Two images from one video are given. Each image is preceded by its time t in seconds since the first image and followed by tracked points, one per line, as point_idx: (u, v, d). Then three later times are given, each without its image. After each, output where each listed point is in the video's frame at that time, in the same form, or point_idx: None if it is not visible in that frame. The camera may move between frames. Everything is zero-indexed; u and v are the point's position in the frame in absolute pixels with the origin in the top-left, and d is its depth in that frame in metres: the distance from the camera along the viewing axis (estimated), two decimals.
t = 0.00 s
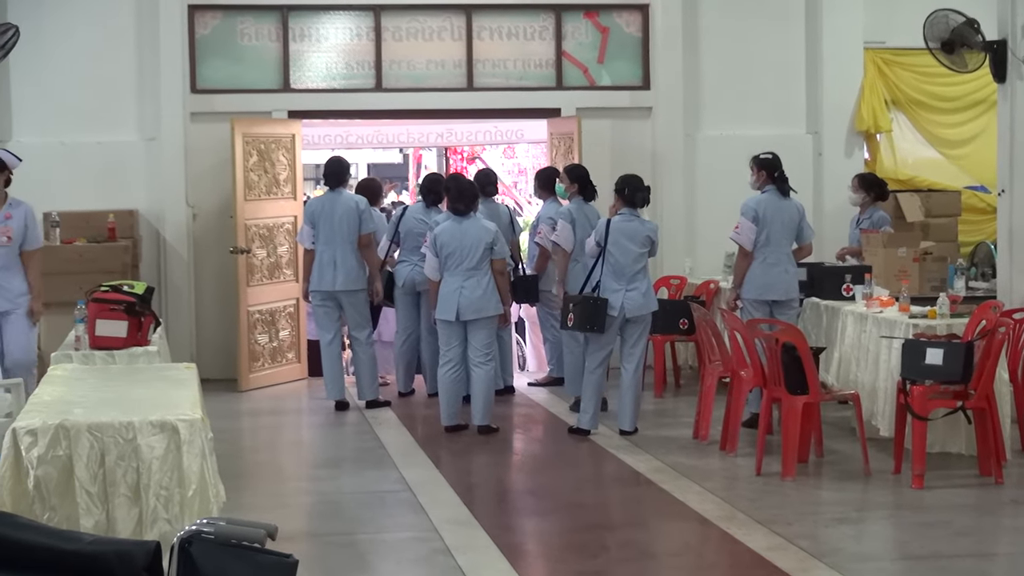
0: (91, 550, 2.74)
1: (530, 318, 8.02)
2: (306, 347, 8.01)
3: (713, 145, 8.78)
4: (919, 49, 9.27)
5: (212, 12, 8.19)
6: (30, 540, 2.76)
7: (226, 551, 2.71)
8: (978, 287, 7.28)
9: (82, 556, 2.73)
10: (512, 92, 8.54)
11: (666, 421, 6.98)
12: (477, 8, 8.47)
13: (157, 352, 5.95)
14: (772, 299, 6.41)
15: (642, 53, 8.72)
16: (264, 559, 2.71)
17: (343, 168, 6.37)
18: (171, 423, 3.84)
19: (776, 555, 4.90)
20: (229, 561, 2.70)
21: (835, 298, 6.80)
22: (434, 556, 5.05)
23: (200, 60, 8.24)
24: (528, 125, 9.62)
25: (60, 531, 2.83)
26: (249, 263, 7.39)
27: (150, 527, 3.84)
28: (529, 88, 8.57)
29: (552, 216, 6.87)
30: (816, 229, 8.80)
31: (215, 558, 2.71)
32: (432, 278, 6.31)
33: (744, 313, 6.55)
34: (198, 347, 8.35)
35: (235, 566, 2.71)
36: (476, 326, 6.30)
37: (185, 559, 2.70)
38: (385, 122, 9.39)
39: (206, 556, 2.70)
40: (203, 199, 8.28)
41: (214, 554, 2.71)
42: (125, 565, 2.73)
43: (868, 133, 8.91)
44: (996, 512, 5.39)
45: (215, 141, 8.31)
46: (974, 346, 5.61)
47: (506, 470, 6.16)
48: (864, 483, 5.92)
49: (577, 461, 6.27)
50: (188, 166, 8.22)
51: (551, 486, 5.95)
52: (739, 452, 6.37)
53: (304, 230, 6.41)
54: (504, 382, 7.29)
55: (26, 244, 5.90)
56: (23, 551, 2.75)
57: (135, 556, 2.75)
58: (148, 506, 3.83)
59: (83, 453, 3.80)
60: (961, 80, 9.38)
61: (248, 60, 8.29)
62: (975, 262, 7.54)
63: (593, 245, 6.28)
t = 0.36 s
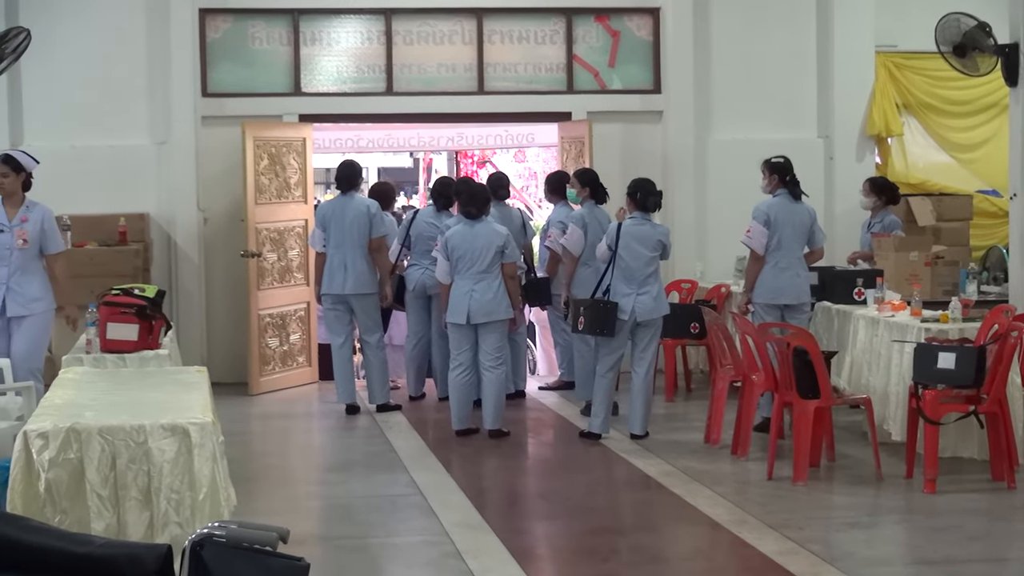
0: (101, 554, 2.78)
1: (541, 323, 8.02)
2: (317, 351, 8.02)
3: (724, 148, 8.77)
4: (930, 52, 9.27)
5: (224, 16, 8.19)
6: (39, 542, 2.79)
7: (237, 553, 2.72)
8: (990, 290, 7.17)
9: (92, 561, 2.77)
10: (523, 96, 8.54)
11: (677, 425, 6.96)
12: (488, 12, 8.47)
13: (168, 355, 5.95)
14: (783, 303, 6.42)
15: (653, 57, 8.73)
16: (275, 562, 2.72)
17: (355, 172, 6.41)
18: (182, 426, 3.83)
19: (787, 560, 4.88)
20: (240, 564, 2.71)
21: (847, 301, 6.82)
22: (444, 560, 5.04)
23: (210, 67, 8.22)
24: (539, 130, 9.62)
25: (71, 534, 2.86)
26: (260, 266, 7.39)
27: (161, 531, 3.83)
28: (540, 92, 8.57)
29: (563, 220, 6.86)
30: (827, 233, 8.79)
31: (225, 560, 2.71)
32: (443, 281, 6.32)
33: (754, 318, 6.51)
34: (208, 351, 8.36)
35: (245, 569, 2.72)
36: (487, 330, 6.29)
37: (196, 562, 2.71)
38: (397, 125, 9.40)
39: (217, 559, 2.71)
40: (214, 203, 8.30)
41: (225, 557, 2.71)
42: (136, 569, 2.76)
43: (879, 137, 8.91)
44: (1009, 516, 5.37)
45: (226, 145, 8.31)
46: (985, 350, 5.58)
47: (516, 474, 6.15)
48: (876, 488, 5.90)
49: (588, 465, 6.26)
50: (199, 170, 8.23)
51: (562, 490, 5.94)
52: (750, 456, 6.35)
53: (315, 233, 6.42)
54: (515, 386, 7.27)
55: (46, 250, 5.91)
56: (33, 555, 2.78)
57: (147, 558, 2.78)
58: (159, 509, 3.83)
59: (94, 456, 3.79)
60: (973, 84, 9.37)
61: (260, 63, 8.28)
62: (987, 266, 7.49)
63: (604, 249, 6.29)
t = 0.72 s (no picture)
0: (126, 553, 2.81)
1: (569, 325, 8.05)
2: (346, 353, 8.03)
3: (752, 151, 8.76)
4: (960, 55, 9.19)
5: (252, 19, 8.24)
6: (65, 542, 2.83)
7: (264, 556, 2.77)
8: None
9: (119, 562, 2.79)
10: (551, 98, 8.54)
11: (706, 428, 6.95)
12: (517, 14, 8.48)
13: (196, 357, 5.98)
14: (813, 306, 6.41)
15: (682, 60, 8.74)
16: (300, 565, 2.75)
17: (383, 174, 6.38)
18: (209, 427, 3.85)
19: (816, 563, 4.87)
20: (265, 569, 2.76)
21: (876, 304, 6.80)
22: (472, 562, 5.04)
23: (239, 66, 8.28)
24: (568, 132, 9.58)
25: (94, 532, 2.88)
26: (289, 269, 7.39)
27: (188, 532, 3.85)
28: (569, 94, 8.57)
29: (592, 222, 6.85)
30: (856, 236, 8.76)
31: (252, 564, 2.77)
32: (471, 283, 6.31)
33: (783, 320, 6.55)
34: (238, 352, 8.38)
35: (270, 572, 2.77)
36: (515, 332, 6.28)
37: (223, 563, 2.78)
38: (426, 128, 9.40)
39: (244, 562, 2.77)
40: (242, 205, 8.32)
41: (252, 559, 2.77)
42: (162, 569, 2.79)
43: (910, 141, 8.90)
44: None
45: (255, 148, 8.33)
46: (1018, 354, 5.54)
47: (544, 477, 6.14)
48: (906, 492, 5.87)
49: (615, 468, 6.25)
50: (228, 173, 8.26)
51: (590, 493, 5.93)
52: (779, 460, 6.34)
53: (343, 236, 6.41)
54: (544, 389, 7.25)
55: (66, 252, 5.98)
56: (58, 554, 2.82)
57: (172, 559, 2.79)
58: (187, 510, 3.84)
59: (122, 457, 3.81)
60: (1004, 86, 9.25)
61: (289, 66, 8.32)
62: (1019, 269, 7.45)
63: (632, 251, 6.28)
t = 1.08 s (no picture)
0: (154, 553, 2.95)
1: (601, 327, 8.06)
2: (377, 355, 8.06)
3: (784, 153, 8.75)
4: (993, 56, 9.08)
5: (285, 21, 8.24)
6: (95, 542, 2.99)
7: (290, 555, 2.83)
8: None
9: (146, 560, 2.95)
10: (582, 100, 8.54)
11: (737, 430, 6.94)
12: (549, 16, 8.48)
13: (227, 358, 5.95)
14: (845, 308, 6.42)
15: (714, 61, 8.71)
16: (325, 563, 2.80)
17: (414, 176, 6.34)
18: (239, 427, 3.86)
19: (847, 566, 4.86)
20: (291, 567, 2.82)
21: (909, 307, 6.73)
22: (502, 563, 5.05)
23: (273, 68, 8.29)
24: (601, 134, 9.49)
25: (120, 534, 3.04)
26: (321, 270, 7.41)
27: (218, 531, 3.86)
28: (600, 96, 8.57)
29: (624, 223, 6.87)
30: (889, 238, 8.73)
31: (277, 562, 2.83)
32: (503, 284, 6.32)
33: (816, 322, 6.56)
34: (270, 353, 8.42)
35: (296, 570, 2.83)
36: (546, 334, 6.27)
37: (248, 562, 2.85)
38: (458, 130, 9.37)
39: (269, 559, 2.83)
40: (275, 207, 8.34)
41: (277, 558, 2.83)
42: (189, 567, 2.93)
43: (943, 141, 8.85)
44: None
45: (288, 149, 8.35)
46: None
47: (574, 479, 6.15)
48: (938, 495, 5.85)
49: (645, 470, 6.25)
50: (261, 175, 8.29)
51: (620, 495, 5.94)
52: (811, 462, 6.32)
53: (375, 237, 6.41)
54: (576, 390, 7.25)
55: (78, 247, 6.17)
56: (93, 553, 2.98)
57: (199, 559, 2.94)
58: (216, 510, 3.85)
59: (152, 457, 3.83)
60: None
61: (321, 67, 8.34)
62: None
63: (664, 253, 6.27)
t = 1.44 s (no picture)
0: (191, 553, 2.97)
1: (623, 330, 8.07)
2: (399, 357, 8.09)
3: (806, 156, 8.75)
4: (1016, 59, 9.08)
5: (308, 25, 8.28)
6: (131, 541, 2.99)
7: (326, 556, 2.80)
8: None
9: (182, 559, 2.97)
10: (605, 103, 8.56)
11: (759, 433, 6.95)
12: (572, 20, 8.49)
13: (253, 359, 5.99)
14: (867, 312, 6.42)
15: (735, 64, 8.71)
16: (360, 564, 2.77)
17: (436, 180, 6.37)
18: (268, 430, 3.80)
19: (871, 569, 4.87)
20: (327, 569, 2.78)
21: (932, 312, 6.78)
22: (527, 565, 5.07)
23: (297, 72, 8.32)
24: (622, 137, 9.52)
25: (155, 532, 3.05)
26: (344, 273, 7.45)
27: (247, 533, 3.79)
28: (623, 99, 8.58)
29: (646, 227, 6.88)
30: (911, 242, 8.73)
31: (313, 564, 2.79)
32: (526, 288, 6.35)
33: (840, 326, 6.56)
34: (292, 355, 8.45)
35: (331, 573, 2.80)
36: (570, 337, 6.30)
37: (286, 564, 2.81)
38: (480, 133, 9.41)
39: (306, 562, 2.79)
40: (298, 210, 8.38)
41: (314, 561, 2.79)
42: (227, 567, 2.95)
43: (965, 145, 8.84)
44: None
45: (311, 153, 8.38)
46: None
47: (597, 481, 6.16)
48: (960, 499, 5.85)
49: (668, 473, 6.26)
50: (284, 178, 8.33)
51: (643, 498, 5.95)
52: (833, 466, 6.33)
53: (398, 240, 6.44)
54: (598, 394, 7.27)
55: (96, 250, 6.23)
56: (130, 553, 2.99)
57: (234, 559, 2.96)
58: (246, 512, 3.79)
59: (182, 459, 3.79)
60: None
61: (344, 71, 8.37)
62: None
63: (686, 256, 6.29)
